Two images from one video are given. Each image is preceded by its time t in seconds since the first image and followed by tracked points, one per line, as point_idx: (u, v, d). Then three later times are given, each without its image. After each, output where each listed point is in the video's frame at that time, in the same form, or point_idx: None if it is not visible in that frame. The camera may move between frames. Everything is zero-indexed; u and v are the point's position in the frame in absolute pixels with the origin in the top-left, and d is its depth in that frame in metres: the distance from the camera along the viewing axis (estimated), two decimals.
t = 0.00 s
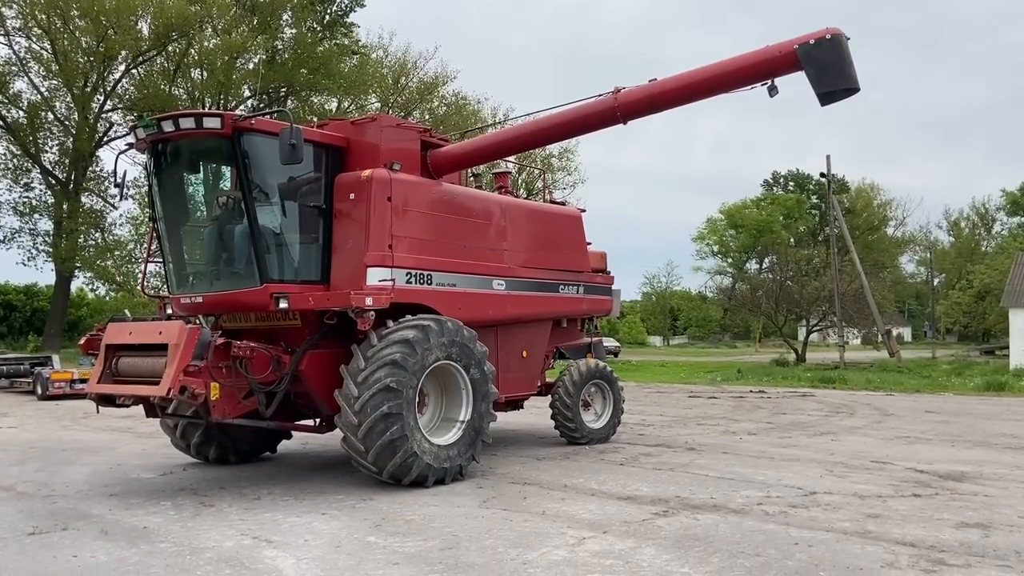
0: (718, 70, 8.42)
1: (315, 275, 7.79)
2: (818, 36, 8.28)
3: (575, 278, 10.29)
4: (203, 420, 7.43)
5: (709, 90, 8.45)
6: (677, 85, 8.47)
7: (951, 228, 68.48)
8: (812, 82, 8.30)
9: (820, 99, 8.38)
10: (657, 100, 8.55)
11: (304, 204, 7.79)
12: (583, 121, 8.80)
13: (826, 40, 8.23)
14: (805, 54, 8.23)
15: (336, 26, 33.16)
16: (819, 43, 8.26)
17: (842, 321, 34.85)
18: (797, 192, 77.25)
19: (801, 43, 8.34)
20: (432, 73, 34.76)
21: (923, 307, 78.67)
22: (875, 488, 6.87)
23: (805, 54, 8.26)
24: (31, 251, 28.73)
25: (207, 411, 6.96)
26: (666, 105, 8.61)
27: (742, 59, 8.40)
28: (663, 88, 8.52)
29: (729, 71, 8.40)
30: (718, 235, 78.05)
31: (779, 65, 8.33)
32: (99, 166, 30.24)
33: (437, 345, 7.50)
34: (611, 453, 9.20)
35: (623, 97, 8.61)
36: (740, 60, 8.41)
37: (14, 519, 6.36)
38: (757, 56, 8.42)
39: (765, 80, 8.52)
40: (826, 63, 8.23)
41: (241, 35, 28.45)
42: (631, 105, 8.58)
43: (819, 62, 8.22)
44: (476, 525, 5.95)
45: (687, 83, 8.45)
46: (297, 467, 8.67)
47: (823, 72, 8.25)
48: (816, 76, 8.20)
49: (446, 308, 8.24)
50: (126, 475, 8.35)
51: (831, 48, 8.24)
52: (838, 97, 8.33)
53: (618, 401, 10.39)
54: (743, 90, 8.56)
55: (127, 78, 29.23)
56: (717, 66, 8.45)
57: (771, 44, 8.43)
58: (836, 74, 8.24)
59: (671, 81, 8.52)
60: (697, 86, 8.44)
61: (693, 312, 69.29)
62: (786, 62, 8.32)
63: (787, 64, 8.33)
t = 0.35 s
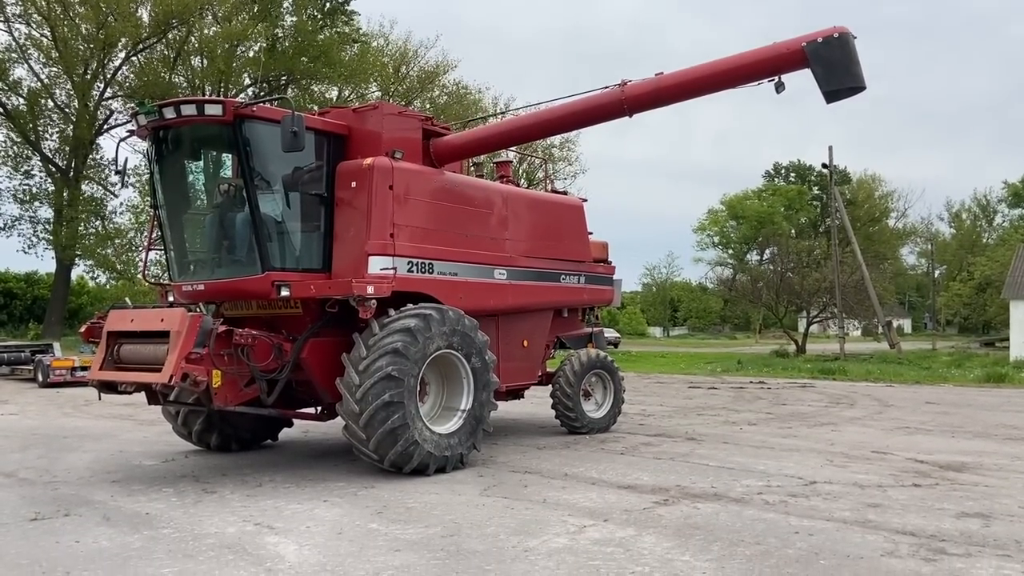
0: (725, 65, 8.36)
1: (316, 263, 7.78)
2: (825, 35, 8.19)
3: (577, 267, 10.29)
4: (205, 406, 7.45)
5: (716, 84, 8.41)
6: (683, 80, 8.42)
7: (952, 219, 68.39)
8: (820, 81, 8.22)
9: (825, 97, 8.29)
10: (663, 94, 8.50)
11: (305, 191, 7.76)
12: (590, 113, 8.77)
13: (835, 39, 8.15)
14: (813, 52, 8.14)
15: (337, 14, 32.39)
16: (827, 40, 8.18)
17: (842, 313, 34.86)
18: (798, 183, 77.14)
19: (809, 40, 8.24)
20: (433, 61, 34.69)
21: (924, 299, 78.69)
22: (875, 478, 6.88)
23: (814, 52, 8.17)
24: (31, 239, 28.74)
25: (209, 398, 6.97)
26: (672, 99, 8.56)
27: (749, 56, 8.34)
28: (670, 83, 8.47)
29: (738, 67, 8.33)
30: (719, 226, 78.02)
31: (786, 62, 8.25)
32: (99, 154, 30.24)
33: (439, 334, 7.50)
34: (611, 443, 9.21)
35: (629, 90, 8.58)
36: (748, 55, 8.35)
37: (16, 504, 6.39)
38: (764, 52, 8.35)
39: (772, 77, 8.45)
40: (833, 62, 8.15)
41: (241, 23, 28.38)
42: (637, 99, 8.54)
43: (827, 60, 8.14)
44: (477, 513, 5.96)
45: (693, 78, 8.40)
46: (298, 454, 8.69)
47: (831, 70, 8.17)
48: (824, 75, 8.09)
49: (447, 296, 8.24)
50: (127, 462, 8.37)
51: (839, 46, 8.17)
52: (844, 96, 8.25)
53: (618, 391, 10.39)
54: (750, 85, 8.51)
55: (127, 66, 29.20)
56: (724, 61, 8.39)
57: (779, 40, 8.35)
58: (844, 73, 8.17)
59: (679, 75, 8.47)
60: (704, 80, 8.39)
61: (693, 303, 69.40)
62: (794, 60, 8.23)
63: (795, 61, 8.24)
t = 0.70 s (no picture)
0: (741, 62, 8.52)
1: (324, 251, 7.76)
2: (840, 35, 8.48)
3: (584, 257, 10.26)
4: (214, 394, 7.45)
5: (731, 81, 8.53)
6: (700, 74, 8.51)
7: (956, 211, 68.19)
8: (833, 79, 8.50)
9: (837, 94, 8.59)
10: (677, 87, 8.57)
11: (313, 179, 7.74)
12: (603, 106, 8.80)
13: (849, 39, 8.42)
14: (828, 51, 8.40)
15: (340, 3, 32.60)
16: (841, 40, 8.46)
17: (847, 304, 34.78)
18: (802, 174, 76.93)
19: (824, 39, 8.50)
20: (437, 51, 34.60)
21: (928, 291, 78.54)
22: (884, 469, 6.89)
23: (829, 51, 8.45)
24: (34, 227, 28.77)
25: (217, 385, 6.97)
26: (686, 93, 8.64)
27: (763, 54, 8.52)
28: (686, 77, 8.56)
29: (753, 63, 8.50)
30: (723, 217, 77.96)
31: (801, 60, 8.45)
32: (103, 142, 30.27)
33: (447, 323, 7.49)
34: (618, 432, 9.20)
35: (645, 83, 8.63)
36: (763, 53, 8.53)
37: (26, 491, 6.40)
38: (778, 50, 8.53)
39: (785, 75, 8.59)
40: (847, 61, 8.45)
41: (245, 11, 28.33)
42: (651, 92, 8.59)
43: (841, 59, 8.43)
44: (487, 501, 5.97)
45: (709, 73, 8.51)
46: (305, 443, 8.70)
47: (844, 69, 8.46)
48: (838, 73, 8.39)
49: (455, 286, 8.23)
50: (135, 450, 8.39)
51: (854, 46, 8.46)
52: (854, 95, 8.54)
53: (624, 380, 10.36)
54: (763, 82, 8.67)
55: (131, 53, 29.25)
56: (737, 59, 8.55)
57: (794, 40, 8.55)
58: (856, 72, 8.45)
59: (694, 70, 8.57)
60: (720, 76, 8.51)
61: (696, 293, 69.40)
62: (809, 58, 8.45)
63: (810, 60, 8.48)
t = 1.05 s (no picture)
0: (760, 59, 8.55)
1: (334, 240, 7.68)
2: (858, 35, 8.52)
3: (593, 247, 10.17)
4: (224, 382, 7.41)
5: (746, 78, 8.58)
6: (718, 70, 8.54)
7: (962, 201, 67.91)
8: (849, 78, 8.54)
9: (852, 94, 8.63)
10: (695, 82, 8.58)
11: (323, 167, 7.65)
12: (619, 98, 8.76)
13: (867, 39, 8.47)
14: (845, 50, 8.46)
15: None
16: (859, 40, 8.50)
17: (853, 294, 34.70)
18: (807, 164, 76.65)
19: (841, 39, 8.56)
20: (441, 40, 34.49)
21: (933, 282, 78.33)
22: (900, 460, 6.82)
23: (846, 51, 8.49)
24: (39, 217, 28.74)
25: (227, 374, 6.91)
26: (704, 87, 8.64)
27: (780, 51, 8.56)
28: (704, 72, 8.56)
29: (772, 60, 8.54)
30: (727, 208, 77.96)
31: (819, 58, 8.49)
32: (107, 131, 30.29)
33: (457, 312, 7.41)
34: (628, 423, 9.12)
35: (662, 77, 8.61)
36: (783, 50, 8.57)
37: (35, 481, 6.35)
38: (793, 47, 8.59)
39: (800, 72, 8.65)
40: (864, 61, 8.49)
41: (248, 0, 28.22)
42: (670, 85, 8.59)
43: (857, 59, 8.47)
44: (499, 492, 5.91)
45: (727, 69, 8.53)
46: (314, 433, 8.65)
47: (862, 69, 8.50)
48: (855, 73, 8.44)
49: (465, 274, 8.17)
50: (144, 439, 8.34)
51: (871, 46, 8.50)
52: (870, 95, 8.58)
53: (635, 370, 10.27)
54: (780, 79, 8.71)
55: (135, 43, 29.28)
56: (753, 55, 8.60)
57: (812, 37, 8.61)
58: (873, 73, 8.50)
59: (713, 64, 8.57)
60: (738, 72, 8.53)
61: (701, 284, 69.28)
62: (826, 56, 8.49)
63: (827, 58, 8.52)
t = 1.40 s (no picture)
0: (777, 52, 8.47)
1: (340, 230, 7.56)
2: (872, 32, 8.44)
3: (602, 236, 10.03)
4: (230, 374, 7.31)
5: (761, 72, 8.51)
6: (732, 63, 8.47)
7: (965, 190, 67.62)
8: (863, 76, 8.46)
9: (865, 92, 8.54)
10: (709, 75, 8.51)
11: (329, 155, 7.53)
12: (632, 90, 8.70)
13: (882, 36, 8.40)
14: (860, 47, 8.37)
15: None
16: (873, 37, 8.43)
17: (858, 284, 34.56)
18: (810, 154, 76.33)
19: (855, 35, 8.47)
20: (442, 29, 34.30)
21: (935, 272, 78.14)
22: (917, 452, 6.71)
23: (861, 47, 8.40)
24: (40, 209, 28.65)
25: (233, 366, 6.81)
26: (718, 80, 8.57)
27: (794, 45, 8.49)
28: (718, 65, 8.50)
29: (788, 54, 8.45)
30: (729, 197, 78.00)
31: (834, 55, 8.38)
32: (108, 122, 30.18)
33: (467, 303, 7.31)
34: (638, 414, 9.01)
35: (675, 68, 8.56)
36: (799, 44, 8.49)
37: (39, 474, 6.26)
38: (807, 42, 8.52)
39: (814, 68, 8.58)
40: (878, 58, 8.40)
41: None
42: (683, 78, 8.53)
43: (872, 56, 8.39)
44: (511, 485, 5.81)
45: (743, 63, 8.46)
46: (321, 425, 8.55)
47: (875, 66, 8.42)
48: (870, 70, 8.35)
49: (474, 265, 8.05)
50: (149, 432, 8.26)
51: (884, 44, 8.42)
52: (882, 92, 8.51)
53: (644, 360, 10.14)
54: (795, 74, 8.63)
55: (134, 32, 29.17)
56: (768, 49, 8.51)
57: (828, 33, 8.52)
58: (886, 70, 8.42)
59: (728, 57, 8.50)
60: (754, 66, 8.46)
61: (702, 274, 69.14)
62: (841, 52, 8.41)
63: (842, 54, 8.42)
